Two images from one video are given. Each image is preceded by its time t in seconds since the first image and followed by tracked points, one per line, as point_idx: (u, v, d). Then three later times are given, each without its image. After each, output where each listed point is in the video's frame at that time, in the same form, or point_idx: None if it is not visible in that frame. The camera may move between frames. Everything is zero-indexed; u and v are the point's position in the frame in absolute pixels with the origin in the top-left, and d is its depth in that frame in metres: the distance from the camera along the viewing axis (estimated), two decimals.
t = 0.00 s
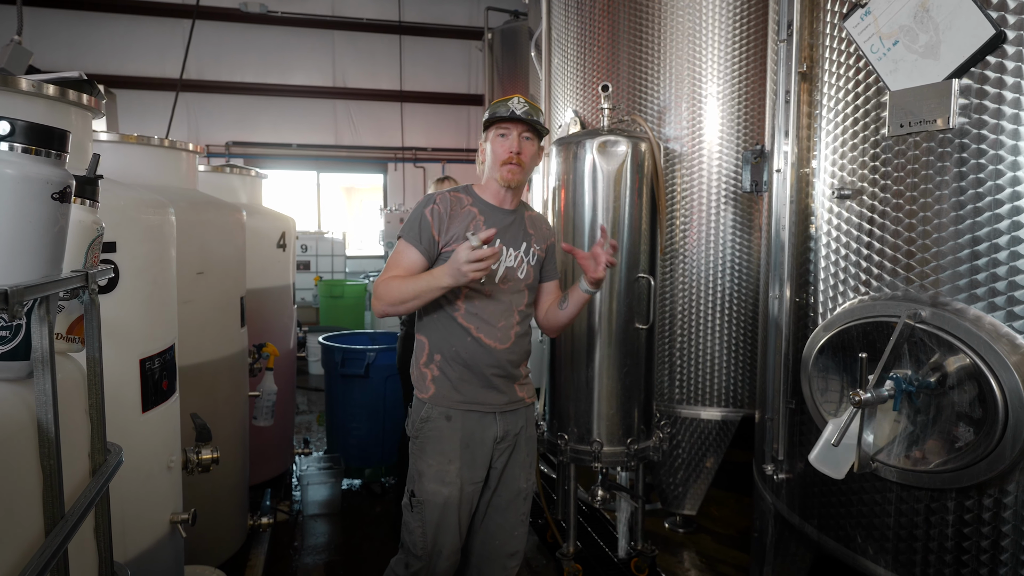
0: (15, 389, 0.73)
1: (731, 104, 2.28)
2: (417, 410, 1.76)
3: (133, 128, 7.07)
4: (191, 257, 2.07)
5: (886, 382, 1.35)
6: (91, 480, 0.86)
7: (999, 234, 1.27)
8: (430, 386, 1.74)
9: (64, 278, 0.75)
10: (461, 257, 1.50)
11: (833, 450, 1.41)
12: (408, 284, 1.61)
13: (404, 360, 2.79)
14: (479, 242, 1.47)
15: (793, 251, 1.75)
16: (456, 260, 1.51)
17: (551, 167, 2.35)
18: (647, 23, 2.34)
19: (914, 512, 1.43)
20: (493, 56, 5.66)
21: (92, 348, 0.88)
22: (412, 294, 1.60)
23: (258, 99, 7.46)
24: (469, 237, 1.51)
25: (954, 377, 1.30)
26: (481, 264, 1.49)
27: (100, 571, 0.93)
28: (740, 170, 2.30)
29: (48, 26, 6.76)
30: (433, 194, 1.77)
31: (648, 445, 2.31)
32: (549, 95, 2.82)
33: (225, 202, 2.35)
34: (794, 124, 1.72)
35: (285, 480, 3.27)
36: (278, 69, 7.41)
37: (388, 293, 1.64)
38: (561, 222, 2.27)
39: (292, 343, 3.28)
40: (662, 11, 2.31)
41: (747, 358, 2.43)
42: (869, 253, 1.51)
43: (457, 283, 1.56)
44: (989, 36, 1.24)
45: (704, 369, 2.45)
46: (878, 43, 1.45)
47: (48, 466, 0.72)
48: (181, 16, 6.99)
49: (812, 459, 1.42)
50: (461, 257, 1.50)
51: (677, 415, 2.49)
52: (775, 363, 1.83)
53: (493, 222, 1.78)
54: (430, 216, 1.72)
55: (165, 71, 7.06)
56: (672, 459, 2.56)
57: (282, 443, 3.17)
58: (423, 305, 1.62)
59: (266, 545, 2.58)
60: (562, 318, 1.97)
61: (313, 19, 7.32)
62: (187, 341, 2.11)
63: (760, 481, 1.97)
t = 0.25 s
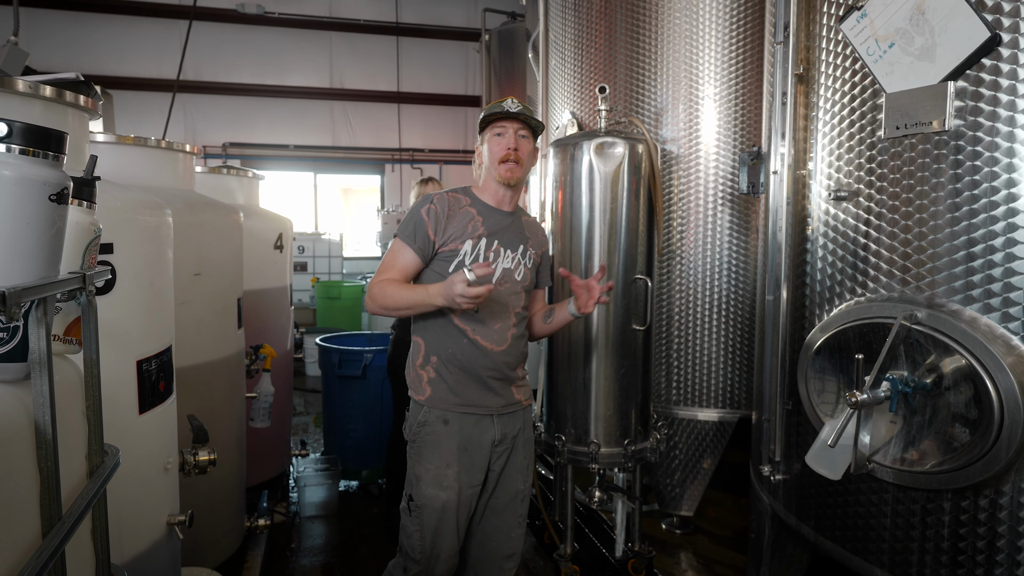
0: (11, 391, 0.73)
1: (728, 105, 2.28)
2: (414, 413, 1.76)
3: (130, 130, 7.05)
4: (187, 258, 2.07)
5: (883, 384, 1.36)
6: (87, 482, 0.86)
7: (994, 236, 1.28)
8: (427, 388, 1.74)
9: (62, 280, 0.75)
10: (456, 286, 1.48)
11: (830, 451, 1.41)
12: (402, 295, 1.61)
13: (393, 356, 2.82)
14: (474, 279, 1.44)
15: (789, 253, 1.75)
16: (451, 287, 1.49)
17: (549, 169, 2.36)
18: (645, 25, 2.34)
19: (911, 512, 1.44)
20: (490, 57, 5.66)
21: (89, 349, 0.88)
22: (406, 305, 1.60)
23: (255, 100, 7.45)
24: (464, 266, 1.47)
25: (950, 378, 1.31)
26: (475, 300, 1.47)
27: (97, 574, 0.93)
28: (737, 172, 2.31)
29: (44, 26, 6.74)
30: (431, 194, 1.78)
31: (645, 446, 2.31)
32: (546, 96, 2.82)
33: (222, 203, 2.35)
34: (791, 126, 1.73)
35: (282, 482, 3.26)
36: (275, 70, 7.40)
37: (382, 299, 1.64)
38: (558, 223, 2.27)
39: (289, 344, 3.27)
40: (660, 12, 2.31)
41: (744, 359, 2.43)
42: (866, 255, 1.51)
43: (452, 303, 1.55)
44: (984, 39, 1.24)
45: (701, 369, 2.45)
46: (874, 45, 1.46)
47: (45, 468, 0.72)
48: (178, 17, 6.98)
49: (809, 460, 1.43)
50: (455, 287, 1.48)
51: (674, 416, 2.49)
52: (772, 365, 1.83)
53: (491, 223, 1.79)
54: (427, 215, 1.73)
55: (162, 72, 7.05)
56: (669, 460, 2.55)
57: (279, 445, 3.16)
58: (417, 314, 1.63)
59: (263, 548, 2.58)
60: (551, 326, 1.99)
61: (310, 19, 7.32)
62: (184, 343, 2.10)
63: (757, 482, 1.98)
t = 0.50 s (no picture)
0: (13, 391, 0.73)
1: (725, 106, 2.29)
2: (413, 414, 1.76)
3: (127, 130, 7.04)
4: (186, 258, 2.06)
5: (881, 385, 1.36)
6: (88, 482, 0.86)
7: (991, 237, 1.29)
8: (425, 389, 1.74)
9: (63, 281, 0.75)
10: (479, 293, 1.52)
11: (828, 451, 1.43)
12: (412, 297, 1.61)
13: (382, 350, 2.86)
14: (501, 288, 1.49)
15: (786, 254, 1.76)
16: (472, 293, 1.53)
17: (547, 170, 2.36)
18: (642, 26, 2.35)
19: (908, 512, 1.44)
20: (487, 58, 5.68)
21: (90, 350, 0.88)
22: (415, 307, 1.61)
23: (253, 101, 7.44)
24: (490, 274, 1.52)
25: (947, 378, 1.32)
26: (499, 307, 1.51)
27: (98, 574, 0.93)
28: (734, 173, 2.32)
29: (41, 27, 6.72)
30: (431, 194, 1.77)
31: (644, 447, 2.32)
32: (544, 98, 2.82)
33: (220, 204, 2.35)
34: (788, 128, 1.73)
35: (281, 483, 3.26)
36: (273, 70, 7.40)
37: (387, 299, 1.64)
38: (556, 224, 2.28)
39: (287, 344, 3.27)
40: (657, 14, 2.32)
41: (741, 359, 2.44)
42: (863, 256, 1.52)
43: (467, 309, 1.59)
44: (981, 41, 1.25)
45: (699, 370, 2.46)
46: (871, 47, 1.47)
47: (46, 468, 0.72)
48: (175, 18, 6.97)
49: (806, 460, 1.44)
50: (478, 294, 1.52)
51: (672, 417, 2.50)
52: (769, 365, 1.83)
53: (489, 224, 1.80)
54: (429, 215, 1.72)
55: (159, 72, 7.04)
56: (667, 460, 2.56)
57: (277, 445, 3.16)
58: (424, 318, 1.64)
59: (262, 548, 2.58)
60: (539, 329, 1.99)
61: (308, 20, 7.32)
62: (183, 344, 2.10)
63: (755, 483, 1.98)
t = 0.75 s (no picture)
0: (19, 393, 0.73)
1: (724, 108, 2.30)
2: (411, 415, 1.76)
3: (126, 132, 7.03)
4: (186, 260, 2.07)
5: (880, 385, 1.37)
6: (91, 483, 0.86)
7: (990, 238, 1.30)
8: (421, 390, 1.74)
9: (67, 282, 0.75)
10: (482, 300, 1.54)
11: (828, 451, 1.43)
12: (413, 301, 1.63)
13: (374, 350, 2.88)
14: (505, 295, 1.51)
15: (785, 255, 1.77)
16: (474, 299, 1.55)
17: (546, 171, 2.36)
18: (642, 28, 2.36)
19: (908, 513, 1.45)
20: (486, 60, 5.70)
21: (93, 351, 0.88)
22: (416, 311, 1.62)
23: (251, 102, 7.45)
24: (492, 280, 1.55)
25: (946, 379, 1.32)
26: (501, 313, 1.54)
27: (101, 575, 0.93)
28: (733, 174, 2.32)
29: (40, 28, 6.72)
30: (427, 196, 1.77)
31: (643, 448, 2.32)
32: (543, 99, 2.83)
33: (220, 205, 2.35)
34: (787, 129, 1.74)
35: (280, 484, 3.25)
36: (272, 72, 7.40)
37: (387, 304, 1.64)
38: (556, 225, 2.28)
39: (287, 345, 3.28)
40: (656, 16, 2.33)
41: (740, 360, 2.44)
42: (862, 257, 1.52)
43: (468, 314, 1.60)
44: (979, 43, 1.26)
45: (698, 371, 2.47)
46: (870, 49, 1.47)
47: (52, 469, 0.73)
48: (175, 19, 6.98)
49: (805, 460, 1.45)
50: (481, 301, 1.54)
51: (671, 418, 2.50)
52: (768, 366, 1.84)
53: (484, 226, 1.80)
54: (424, 217, 1.72)
55: (158, 73, 7.04)
56: (666, 461, 2.56)
57: (276, 446, 3.16)
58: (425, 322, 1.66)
59: (261, 548, 2.58)
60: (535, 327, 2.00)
61: (307, 22, 7.32)
62: (184, 344, 2.11)
63: (755, 484, 1.99)
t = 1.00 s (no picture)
0: (26, 392, 0.74)
1: (724, 109, 2.31)
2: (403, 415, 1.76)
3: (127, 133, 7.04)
4: (188, 261, 2.07)
5: (881, 385, 1.38)
6: (97, 483, 0.87)
7: (991, 239, 1.30)
8: (414, 390, 1.75)
9: (74, 283, 0.76)
10: (480, 301, 1.55)
11: (828, 451, 1.43)
12: (412, 304, 1.64)
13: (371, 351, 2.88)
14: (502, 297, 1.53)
15: (786, 257, 1.77)
16: (472, 300, 1.56)
17: (547, 172, 2.37)
18: (642, 29, 2.36)
19: (909, 514, 1.45)
20: (487, 61, 5.72)
21: (99, 351, 0.89)
22: (416, 314, 1.64)
23: (251, 103, 7.45)
24: (488, 281, 1.55)
25: (947, 380, 1.33)
26: (499, 314, 1.55)
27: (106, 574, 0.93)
28: (733, 176, 2.33)
29: (41, 30, 6.72)
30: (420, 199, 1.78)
31: (643, 448, 2.32)
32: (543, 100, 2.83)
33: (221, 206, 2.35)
34: (787, 130, 1.74)
35: (280, 484, 3.26)
36: (272, 73, 7.41)
37: (386, 308, 1.65)
38: (557, 226, 2.29)
39: (288, 346, 3.28)
40: (657, 17, 2.33)
41: (740, 361, 2.45)
42: (862, 259, 1.53)
43: (467, 314, 1.62)
44: (980, 44, 1.26)
45: (698, 371, 2.47)
46: (871, 51, 1.48)
47: (58, 468, 0.73)
48: (175, 21, 6.98)
49: (806, 462, 1.46)
50: (479, 303, 1.55)
51: (671, 418, 2.50)
52: (768, 367, 1.84)
53: (477, 227, 1.80)
54: (417, 221, 1.73)
55: (159, 75, 7.04)
56: (666, 462, 2.57)
57: (276, 447, 3.16)
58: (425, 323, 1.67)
59: (262, 549, 2.58)
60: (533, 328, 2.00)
61: (307, 23, 7.33)
62: (186, 345, 2.11)
63: (755, 485, 1.99)
